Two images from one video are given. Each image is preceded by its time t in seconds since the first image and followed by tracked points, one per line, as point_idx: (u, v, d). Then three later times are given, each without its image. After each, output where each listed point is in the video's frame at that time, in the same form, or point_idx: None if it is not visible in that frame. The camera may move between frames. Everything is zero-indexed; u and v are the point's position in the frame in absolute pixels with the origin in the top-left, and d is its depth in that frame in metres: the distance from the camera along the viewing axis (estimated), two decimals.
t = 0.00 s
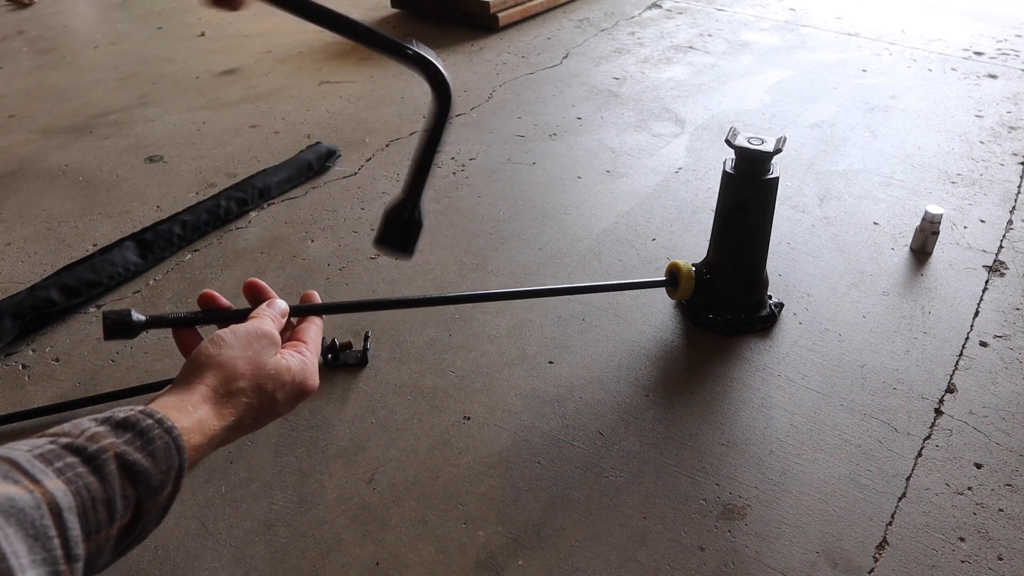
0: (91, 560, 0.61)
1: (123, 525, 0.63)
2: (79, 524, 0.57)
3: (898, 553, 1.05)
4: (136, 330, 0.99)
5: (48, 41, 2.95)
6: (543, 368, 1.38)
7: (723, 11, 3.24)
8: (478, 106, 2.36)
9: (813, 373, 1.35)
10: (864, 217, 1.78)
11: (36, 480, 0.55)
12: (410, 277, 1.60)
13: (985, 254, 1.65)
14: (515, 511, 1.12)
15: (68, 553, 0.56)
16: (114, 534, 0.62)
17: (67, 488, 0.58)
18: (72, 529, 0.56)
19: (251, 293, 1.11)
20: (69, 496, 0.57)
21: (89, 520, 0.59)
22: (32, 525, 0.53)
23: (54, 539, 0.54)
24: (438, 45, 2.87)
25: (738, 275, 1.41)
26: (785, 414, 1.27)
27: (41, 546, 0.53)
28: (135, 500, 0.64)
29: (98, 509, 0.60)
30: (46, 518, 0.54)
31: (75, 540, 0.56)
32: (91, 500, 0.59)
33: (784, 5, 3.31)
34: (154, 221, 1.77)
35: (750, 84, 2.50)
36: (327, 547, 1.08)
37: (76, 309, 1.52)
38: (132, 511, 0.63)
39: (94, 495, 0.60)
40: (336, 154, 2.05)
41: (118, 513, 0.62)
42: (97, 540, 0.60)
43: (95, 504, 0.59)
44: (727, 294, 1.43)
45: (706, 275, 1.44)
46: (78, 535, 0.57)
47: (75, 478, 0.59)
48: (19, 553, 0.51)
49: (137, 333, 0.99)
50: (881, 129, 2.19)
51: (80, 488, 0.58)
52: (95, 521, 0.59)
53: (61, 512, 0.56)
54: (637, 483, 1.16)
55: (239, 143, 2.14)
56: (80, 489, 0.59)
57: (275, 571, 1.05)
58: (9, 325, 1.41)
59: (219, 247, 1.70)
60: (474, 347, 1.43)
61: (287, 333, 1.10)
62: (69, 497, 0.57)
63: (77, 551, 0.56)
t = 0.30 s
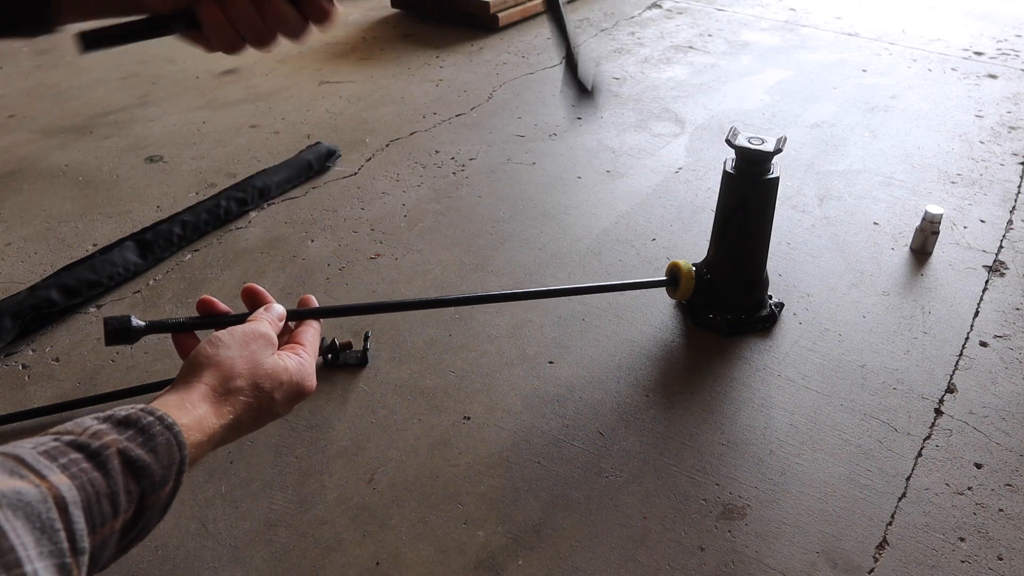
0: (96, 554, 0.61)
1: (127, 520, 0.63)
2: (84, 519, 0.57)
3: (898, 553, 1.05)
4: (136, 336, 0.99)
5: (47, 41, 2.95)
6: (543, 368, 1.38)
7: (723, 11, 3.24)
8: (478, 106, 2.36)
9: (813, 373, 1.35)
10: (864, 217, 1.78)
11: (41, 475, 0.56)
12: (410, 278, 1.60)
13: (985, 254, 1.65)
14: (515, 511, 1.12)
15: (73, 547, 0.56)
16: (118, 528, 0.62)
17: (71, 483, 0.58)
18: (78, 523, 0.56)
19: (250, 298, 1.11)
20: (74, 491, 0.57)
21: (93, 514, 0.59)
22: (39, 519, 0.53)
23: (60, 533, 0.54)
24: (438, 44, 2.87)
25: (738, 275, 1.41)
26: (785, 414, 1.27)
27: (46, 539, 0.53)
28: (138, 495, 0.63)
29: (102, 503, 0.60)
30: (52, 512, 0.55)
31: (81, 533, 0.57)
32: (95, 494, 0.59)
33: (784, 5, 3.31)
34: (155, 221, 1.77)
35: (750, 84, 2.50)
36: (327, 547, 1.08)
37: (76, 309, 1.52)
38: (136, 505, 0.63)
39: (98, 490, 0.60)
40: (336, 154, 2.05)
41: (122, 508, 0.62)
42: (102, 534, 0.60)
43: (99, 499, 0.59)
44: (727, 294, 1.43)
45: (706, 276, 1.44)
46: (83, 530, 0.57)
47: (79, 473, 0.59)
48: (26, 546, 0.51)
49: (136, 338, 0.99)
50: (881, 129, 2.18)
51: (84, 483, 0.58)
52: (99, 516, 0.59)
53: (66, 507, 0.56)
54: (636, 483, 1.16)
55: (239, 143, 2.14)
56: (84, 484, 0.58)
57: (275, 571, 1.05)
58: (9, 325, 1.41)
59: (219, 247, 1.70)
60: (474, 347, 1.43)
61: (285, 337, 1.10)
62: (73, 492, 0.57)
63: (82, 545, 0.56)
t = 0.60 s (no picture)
0: (96, 555, 0.60)
1: (127, 520, 0.63)
2: (84, 519, 0.57)
3: (898, 553, 1.05)
4: (136, 331, 0.99)
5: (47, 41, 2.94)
6: (543, 368, 1.38)
7: (722, 11, 3.24)
8: (478, 106, 2.36)
9: (813, 373, 1.35)
10: (864, 217, 1.78)
11: (41, 475, 0.56)
12: (410, 278, 1.60)
13: (984, 254, 1.65)
14: (514, 511, 1.12)
15: (73, 547, 0.56)
16: (119, 528, 0.62)
17: (72, 483, 0.58)
18: (78, 523, 0.56)
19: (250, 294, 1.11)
20: (74, 491, 0.57)
21: (93, 515, 0.59)
22: (39, 519, 0.53)
23: (60, 532, 0.54)
24: (438, 44, 2.87)
25: (738, 275, 1.41)
26: (785, 414, 1.27)
27: (46, 539, 0.53)
28: (139, 495, 0.63)
29: (103, 503, 0.60)
30: (52, 512, 0.54)
31: (81, 533, 0.56)
32: (95, 494, 0.59)
33: (784, 5, 3.31)
34: (155, 221, 1.77)
35: (750, 84, 2.50)
36: (327, 547, 1.08)
37: (76, 309, 1.51)
38: (136, 505, 0.63)
39: (98, 490, 0.59)
40: (336, 154, 2.05)
41: (122, 508, 0.61)
42: (102, 534, 0.60)
43: (99, 499, 0.59)
44: (727, 294, 1.43)
45: (706, 275, 1.44)
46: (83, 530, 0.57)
47: (80, 473, 0.59)
48: (25, 546, 0.51)
49: (136, 334, 0.99)
50: (881, 129, 2.19)
51: (84, 483, 0.58)
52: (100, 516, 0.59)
53: (66, 507, 0.56)
54: (637, 483, 1.16)
55: (239, 143, 2.14)
56: (85, 484, 0.58)
57: (275, 571, 1.05)
58: (9, 325, 1.41)
59: (219, 247, 1.70)
60: (474, 347, 1.43)
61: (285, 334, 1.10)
62: (73, 493, 0.57)
63: (82, 545, 0.56)
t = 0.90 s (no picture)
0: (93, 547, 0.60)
1: (124, 512, 0.62)
2: (81, 509, 0.57)
3: (898, 553, 1.05)
4: (135, 326, 0.99)
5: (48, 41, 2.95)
6: (543, 368, 1.38)
7: (722, 11, 3.24)
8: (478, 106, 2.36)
9: (813, 373, 1.35)
10: (864, 217, 1.78)
11: (39, 464, 0.56)
12: (410, 278, 1.60)
13: (985, 254, 1.65)
14: (514, 511, 1.12)
15: (70, 536, 0.55)
16: (115, 519, 0.62)
17: (69, 474, 0.57)
18: (75, 512, 0.56)
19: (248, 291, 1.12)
20: (71, 481, 0.57)
21: (89, 505, 0.58)
22: (36, 507, 0.53)
23: (57, 520, 0.54)
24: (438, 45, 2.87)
25: (738, 275, 1.41)
26: (786, 414, 1.27)
27: (43, 527, 0.53)
28: (135, 487, 0.63)
29: (99, 494, 0.59)
30: (49, 501, 0.54)
31: (78, 522, 0.56)
32: (92, 485, 0.59)
33: (784, 5, 3.31)
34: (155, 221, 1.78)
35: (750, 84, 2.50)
36: (327, 547, 1.08)
37: (76, 309, 1.51)
38: (132, 498, 0.63)
39: (95, 482, 0.59)
40: (336, 154, 2.05)
41: (118, 500, 0.61)
42: (98, 524, 0.60)
43: (96, 490, 0.59)
44: (727, 293, 1.43)
45: (706, 275, 1.44)
46: (80, 519, 0.57)
47: (77, 464, 0.58)
48: (22, 533, 0.51)
49: (136, 329, 0.99)
50: (881, 129, 2.19)
51: (81, 474, 0.58)
52: (96, 507, 0.59)
53: (63, 497, 0.56)
54: (637, 483, 1.16)
55: (239, 144, 2.14)
56: (81, 475, 0.58)
57: (275, 571, 1.05)
58: (9, 325, 1.42)
59: (219, 247, 1.70)
60: (474, 347, 1.43)
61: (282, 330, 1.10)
62: (69, 482, 0.57)
63: (79, 535, 0.56)
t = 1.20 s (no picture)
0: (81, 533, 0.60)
1: (113, 499, 0.62)
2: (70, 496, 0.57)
3: (898, 553, 1.05)
4: (134, 309, 1.00)
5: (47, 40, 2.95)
6: (543, 368, 1.38)
7: (723, 11, 3.24)
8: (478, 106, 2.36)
9: (813, 373, 1.35)
10: (864, 217, 1.78)
11: (27, 451, 0.55)
12: (410, 277, 1.60)
13: (984, 254, 1.65)
14: (515, 511, 1.12)
15: (58, 523, 0.55)
16: (106, 506, 0.61)
17: (59, 460, 0.57)
18: (62, 499, 0.56)
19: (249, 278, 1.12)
20: (60, 468, 0.57)
21: (78, 492, 0.58)
22: (23, 494, 0.53)
23: (45, 508, 0.54)
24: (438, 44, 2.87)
25: (738, 275, 1.41)
26: (785, 414, 1.27)
27: (30, 515, 0.53)
28: (126, 474, 0.62)
29: (89, 482, 0.59)
30: (36, 488, 0.54)
31: (65, 510, 0.56)
32: (81, 473, 0.58)
33: (784, 5, 3.31)
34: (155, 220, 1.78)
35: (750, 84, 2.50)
36: (327, 547, 1.08)
37: (76, 308, 1.51)
38: (122, 485, 0.62)
39: (85, 469, 0.59)
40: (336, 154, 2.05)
41: (108, 487, 0.61)
42: (87, 512, 0.59)
43: (86, 477, 0.59)
44: (727, 293, 1.43)
45: (706, 275, 1.44)
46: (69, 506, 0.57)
47: (68, 451, 0.58)
48: (7, 521, 0.51)
49: (134, 312, 1.00)
50: (881, 129, 2.18)
51: (71, 461, 0.58)
52: (86, 494, 0.59)
53: (52, 484, 0.56)
54: (637, 483, 1.16)
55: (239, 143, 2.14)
56: (71, 462, 0.58)
57: (275, 571, 1.05)
58: (9, 325, 1.42)
59: (219, 247, 1.70)
60: (474, 347, 1.43)
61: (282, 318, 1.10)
62: (59, 470, 0.56)
63: (68, 522, 0.56)
